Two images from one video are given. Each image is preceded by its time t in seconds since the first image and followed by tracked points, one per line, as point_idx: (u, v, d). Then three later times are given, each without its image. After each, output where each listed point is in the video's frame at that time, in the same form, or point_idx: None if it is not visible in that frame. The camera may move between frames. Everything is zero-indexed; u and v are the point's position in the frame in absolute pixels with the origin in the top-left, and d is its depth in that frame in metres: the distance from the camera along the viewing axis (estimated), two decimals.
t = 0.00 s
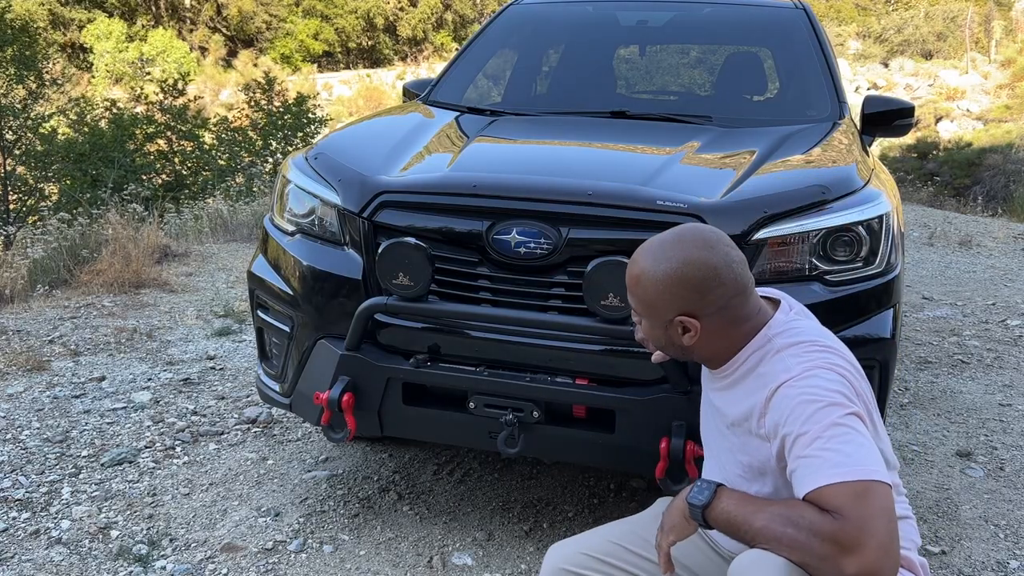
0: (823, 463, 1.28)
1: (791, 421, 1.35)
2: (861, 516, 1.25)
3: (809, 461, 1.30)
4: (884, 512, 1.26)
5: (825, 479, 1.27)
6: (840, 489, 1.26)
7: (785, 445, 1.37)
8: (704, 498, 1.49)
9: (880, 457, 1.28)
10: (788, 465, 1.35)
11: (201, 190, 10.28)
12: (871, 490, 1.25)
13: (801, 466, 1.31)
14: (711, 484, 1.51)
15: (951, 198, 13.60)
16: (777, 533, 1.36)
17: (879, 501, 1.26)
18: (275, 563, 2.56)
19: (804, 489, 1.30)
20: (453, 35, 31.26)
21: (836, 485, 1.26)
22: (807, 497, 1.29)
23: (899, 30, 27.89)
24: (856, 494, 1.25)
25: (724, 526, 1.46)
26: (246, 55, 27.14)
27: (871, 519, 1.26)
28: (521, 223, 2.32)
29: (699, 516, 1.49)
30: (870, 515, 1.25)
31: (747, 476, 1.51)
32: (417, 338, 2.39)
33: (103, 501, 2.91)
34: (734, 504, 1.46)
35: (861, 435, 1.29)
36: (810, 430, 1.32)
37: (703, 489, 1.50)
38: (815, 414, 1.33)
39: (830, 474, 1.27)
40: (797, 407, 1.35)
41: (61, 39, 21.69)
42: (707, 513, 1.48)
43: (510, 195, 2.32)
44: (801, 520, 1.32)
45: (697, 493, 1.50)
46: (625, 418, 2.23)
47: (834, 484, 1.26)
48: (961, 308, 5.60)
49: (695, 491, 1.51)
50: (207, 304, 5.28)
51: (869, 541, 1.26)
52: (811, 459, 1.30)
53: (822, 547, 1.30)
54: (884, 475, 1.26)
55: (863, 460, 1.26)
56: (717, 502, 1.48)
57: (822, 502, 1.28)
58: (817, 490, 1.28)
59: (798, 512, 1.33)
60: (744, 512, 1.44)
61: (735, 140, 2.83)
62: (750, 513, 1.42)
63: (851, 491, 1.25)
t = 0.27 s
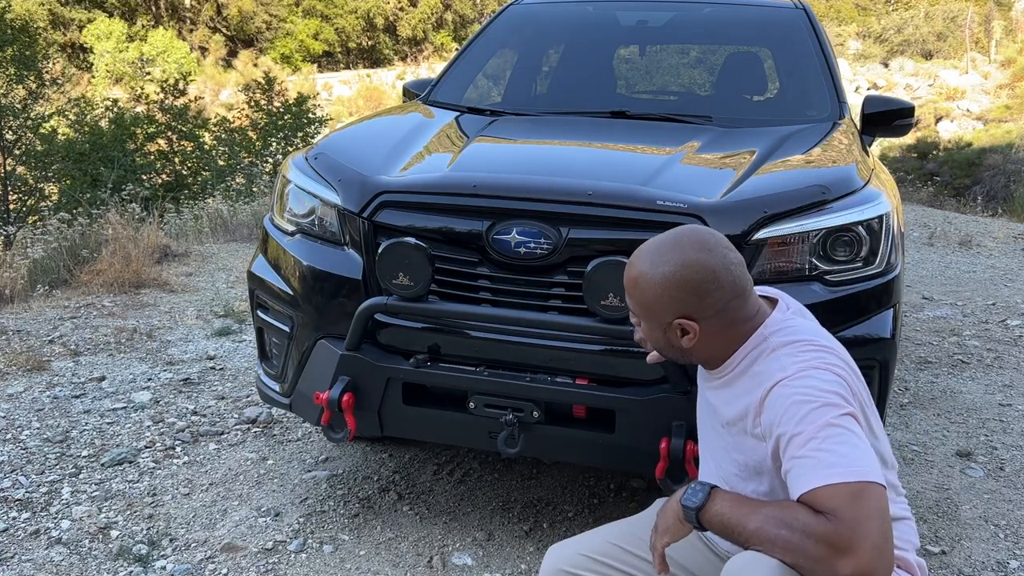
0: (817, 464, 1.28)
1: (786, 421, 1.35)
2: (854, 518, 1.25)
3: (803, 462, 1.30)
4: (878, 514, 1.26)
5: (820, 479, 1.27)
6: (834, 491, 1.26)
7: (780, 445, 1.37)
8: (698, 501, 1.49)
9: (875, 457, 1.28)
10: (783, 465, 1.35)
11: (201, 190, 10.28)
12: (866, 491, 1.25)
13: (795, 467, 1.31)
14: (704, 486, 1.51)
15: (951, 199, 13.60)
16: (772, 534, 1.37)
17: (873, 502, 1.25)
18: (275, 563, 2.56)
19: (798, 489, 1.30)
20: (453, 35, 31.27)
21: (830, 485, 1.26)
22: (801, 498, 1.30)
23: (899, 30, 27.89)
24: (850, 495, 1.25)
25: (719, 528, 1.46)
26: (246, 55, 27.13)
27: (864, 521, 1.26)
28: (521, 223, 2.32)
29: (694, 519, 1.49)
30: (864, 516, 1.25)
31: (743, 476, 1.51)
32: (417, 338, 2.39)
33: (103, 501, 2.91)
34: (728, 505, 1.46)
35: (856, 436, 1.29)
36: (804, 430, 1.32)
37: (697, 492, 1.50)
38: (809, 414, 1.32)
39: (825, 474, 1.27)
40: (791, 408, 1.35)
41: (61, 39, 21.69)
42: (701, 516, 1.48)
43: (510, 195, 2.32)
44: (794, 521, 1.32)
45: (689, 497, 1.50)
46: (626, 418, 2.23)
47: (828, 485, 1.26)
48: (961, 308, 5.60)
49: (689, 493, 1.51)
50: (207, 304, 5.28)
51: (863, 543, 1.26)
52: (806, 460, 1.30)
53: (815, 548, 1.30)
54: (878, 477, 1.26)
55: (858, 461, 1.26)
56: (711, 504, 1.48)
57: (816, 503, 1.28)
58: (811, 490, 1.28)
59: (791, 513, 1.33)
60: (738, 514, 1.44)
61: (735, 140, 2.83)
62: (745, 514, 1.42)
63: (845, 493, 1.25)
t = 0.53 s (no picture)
0: (785, 481, 1.25)
1: (746, 438, 1.32)
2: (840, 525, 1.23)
3: (771, 479, 1.27)
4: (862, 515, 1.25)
5: (793, 495, 1.24)
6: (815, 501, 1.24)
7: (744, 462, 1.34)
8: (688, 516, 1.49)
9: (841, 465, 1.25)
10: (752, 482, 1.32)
11: (201, 190, 10.28)
12: (839, 500, 1.23)
13: (764, 484, 1.28)
14: (694, 500, 1.50)
15: (951, 199, 13.60)
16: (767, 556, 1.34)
17: (851, 509, 1.24)
18: (275, 563, 2.56)
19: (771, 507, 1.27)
20: (453, 35, 31.27)
21: (805, 501, 1.24)
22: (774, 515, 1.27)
23: (899, 30, 27.88)
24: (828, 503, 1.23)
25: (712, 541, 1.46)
26: (246, 55, 27.13)
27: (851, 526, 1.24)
28: (521, 223, 2.32)
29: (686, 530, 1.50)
30: (846, 523, 1.23)
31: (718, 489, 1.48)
32: (417, 338, 2.38)
33: (103, 501, 2.91)
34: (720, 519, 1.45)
35: (819, 447, 1.26)
36: (766, 448, 1.28)
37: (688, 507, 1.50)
38: (769, 430, 1.29)
39: (798, 489, 1.24)
40: (750, 424, 1.31)
41: (61, 40, 21.68)
42: (693, 532, 1.49)
43: (510, 195, 2.32)
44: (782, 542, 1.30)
45: (681, 513, 1.50)
46: (626, 418, 2.23)
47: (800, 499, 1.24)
48: (961, 308, 5.60)
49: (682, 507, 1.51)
50: (207, 304, 5.28)
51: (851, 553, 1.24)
52: (773, 477, 1.27)
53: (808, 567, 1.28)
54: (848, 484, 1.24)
55: (825, 474, 1.24)
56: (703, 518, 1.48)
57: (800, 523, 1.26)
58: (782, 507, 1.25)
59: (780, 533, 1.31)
60: (726, 529, 1.43)
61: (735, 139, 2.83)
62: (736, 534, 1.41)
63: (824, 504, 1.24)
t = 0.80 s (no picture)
0: (755, 496, 1.21)
1: (703, 458, 1.26)
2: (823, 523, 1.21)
3: (743, 498, 1.22)
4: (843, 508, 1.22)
5: (762, 513, 1.21)
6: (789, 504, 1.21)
7: (708, 479, 1.29)
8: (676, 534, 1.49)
9: (803, 457, 1.21)
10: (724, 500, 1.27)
11: (201, 190, 10.28)
12: (807, 504, 1.20)
13: (738, 504, 1.23)
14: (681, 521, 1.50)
15: (951, 199, 13.60)
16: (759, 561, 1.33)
17: (825, 507, 1.20)
18: (275, 563, 2.57)
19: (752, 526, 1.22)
20: (453, 35, 31.27)
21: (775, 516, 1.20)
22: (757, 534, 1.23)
23: (899, 30, 27.88)
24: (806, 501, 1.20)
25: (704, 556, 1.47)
26: (246, 55, 27.12)
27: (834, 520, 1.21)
28: (520, 223, 2.32)
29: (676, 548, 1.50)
30: (828, 523, 1.21)
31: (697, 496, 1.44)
32: (417, 339, 2.39)
33: (104, 501, 2.91)
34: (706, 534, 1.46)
35: (777, 448, 1.21)
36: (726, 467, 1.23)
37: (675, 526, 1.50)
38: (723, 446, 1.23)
39: (764, 506, 1.20)
40: (701, 443, 1.26)
41: (60, 40, 21.68)
42: (688, 550, 1.49)
43: (510, 195, 2.33)
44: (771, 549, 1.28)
45: (670, 534, 1.50)
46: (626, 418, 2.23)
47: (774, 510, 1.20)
48: (961, 308, 5.60)
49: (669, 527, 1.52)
50: (207, 304, 5.28)
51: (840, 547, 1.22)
52: (744, 495, 1.22)
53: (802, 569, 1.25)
54: (814, 476, 1.20)
55: (791, 480, 1.19)
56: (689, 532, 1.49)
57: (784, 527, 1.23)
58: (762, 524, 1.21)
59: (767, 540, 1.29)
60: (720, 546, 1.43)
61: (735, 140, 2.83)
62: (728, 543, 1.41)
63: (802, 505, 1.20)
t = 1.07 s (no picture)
0: (744, 487, 1.18)
1: (690, 442, 1.23)
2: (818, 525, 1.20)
3: (731, 487, 1.20)
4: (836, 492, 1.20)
5: (751, 502, 1.19)
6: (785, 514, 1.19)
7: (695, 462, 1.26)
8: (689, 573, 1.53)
9: (793, 442, 1.18)
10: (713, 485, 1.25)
11: (201, 190, 10.28)
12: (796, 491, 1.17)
13: (728, 492, 1.21)
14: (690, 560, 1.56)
15: (951, 199, 13.60)
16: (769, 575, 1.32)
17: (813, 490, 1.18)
18: (275, 563, 2.57)
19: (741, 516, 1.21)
20: (453, 35, 31.27)
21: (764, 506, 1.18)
22: (746, 524, 1.21)
23: (899, 30, 27.87)
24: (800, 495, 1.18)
25: None
26: (246, 55, 27.12)
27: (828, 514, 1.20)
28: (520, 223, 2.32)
29: None
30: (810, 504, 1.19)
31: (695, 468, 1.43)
32: (417, 339, 2.39)
33: (104, 501, 2.91)
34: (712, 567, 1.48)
35: (766, 433, 1.18)
36: (715, 454, 1.20)
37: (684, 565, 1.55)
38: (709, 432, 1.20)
39: (752, 495, 1.18)
40: (688, 426, 1.22)
41: (60, 40, 21.67)
42: None
43: (510, 195, 2.33)
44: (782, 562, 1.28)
45: (684, 574, 1.54)
46: (626, 418, 2.23)
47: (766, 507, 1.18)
48: (961, 308, 5.60)
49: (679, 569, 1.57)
50: (207, 304, 5.28)
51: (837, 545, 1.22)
52: (733, 485, 1.20)
53: None
54: (806, 463, 1.17)
55: (783, 468, 1.16)
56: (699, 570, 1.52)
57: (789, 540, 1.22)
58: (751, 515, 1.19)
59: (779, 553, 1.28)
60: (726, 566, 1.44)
61: (735, 139, 2.83)
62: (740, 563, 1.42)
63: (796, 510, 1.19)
